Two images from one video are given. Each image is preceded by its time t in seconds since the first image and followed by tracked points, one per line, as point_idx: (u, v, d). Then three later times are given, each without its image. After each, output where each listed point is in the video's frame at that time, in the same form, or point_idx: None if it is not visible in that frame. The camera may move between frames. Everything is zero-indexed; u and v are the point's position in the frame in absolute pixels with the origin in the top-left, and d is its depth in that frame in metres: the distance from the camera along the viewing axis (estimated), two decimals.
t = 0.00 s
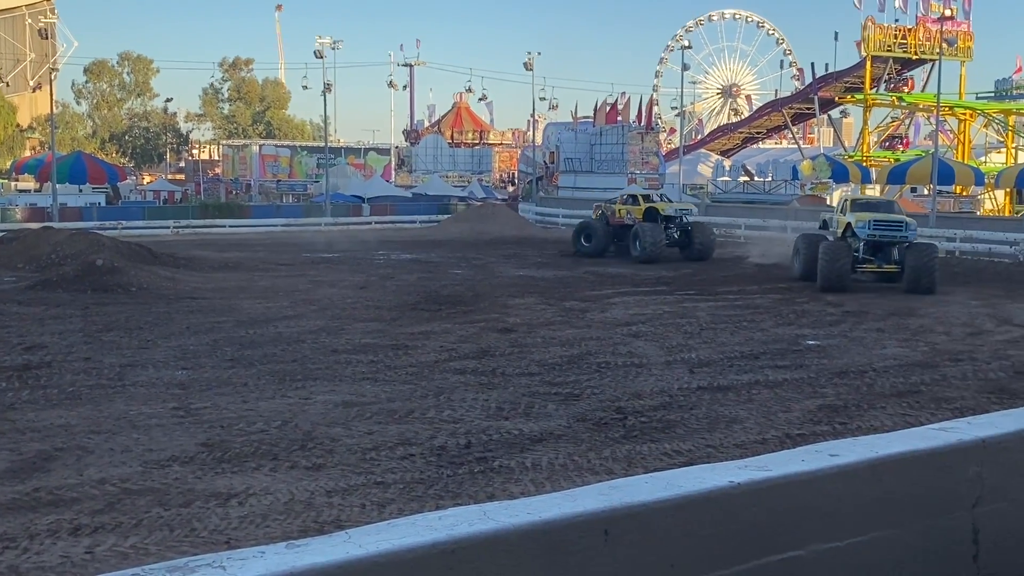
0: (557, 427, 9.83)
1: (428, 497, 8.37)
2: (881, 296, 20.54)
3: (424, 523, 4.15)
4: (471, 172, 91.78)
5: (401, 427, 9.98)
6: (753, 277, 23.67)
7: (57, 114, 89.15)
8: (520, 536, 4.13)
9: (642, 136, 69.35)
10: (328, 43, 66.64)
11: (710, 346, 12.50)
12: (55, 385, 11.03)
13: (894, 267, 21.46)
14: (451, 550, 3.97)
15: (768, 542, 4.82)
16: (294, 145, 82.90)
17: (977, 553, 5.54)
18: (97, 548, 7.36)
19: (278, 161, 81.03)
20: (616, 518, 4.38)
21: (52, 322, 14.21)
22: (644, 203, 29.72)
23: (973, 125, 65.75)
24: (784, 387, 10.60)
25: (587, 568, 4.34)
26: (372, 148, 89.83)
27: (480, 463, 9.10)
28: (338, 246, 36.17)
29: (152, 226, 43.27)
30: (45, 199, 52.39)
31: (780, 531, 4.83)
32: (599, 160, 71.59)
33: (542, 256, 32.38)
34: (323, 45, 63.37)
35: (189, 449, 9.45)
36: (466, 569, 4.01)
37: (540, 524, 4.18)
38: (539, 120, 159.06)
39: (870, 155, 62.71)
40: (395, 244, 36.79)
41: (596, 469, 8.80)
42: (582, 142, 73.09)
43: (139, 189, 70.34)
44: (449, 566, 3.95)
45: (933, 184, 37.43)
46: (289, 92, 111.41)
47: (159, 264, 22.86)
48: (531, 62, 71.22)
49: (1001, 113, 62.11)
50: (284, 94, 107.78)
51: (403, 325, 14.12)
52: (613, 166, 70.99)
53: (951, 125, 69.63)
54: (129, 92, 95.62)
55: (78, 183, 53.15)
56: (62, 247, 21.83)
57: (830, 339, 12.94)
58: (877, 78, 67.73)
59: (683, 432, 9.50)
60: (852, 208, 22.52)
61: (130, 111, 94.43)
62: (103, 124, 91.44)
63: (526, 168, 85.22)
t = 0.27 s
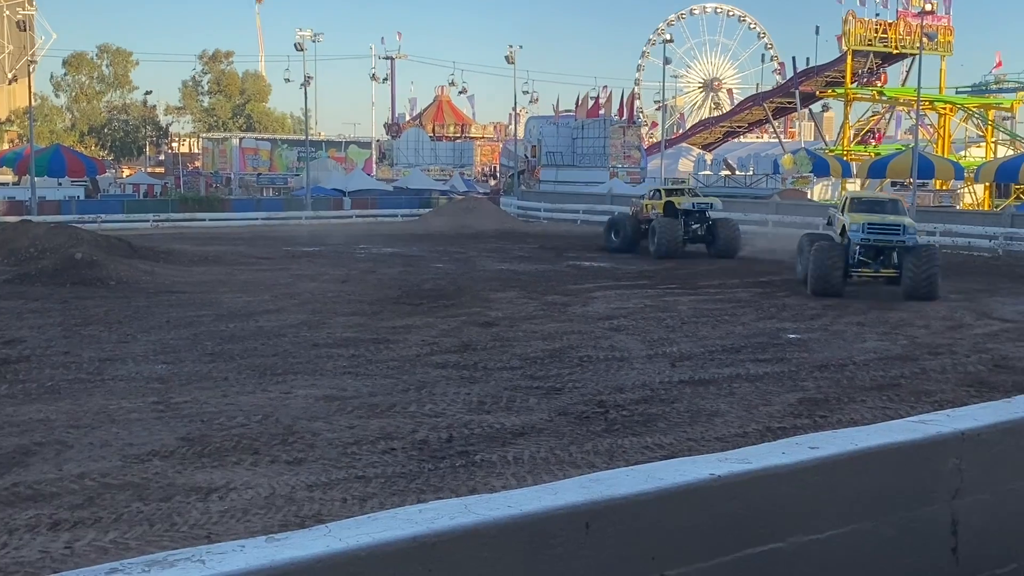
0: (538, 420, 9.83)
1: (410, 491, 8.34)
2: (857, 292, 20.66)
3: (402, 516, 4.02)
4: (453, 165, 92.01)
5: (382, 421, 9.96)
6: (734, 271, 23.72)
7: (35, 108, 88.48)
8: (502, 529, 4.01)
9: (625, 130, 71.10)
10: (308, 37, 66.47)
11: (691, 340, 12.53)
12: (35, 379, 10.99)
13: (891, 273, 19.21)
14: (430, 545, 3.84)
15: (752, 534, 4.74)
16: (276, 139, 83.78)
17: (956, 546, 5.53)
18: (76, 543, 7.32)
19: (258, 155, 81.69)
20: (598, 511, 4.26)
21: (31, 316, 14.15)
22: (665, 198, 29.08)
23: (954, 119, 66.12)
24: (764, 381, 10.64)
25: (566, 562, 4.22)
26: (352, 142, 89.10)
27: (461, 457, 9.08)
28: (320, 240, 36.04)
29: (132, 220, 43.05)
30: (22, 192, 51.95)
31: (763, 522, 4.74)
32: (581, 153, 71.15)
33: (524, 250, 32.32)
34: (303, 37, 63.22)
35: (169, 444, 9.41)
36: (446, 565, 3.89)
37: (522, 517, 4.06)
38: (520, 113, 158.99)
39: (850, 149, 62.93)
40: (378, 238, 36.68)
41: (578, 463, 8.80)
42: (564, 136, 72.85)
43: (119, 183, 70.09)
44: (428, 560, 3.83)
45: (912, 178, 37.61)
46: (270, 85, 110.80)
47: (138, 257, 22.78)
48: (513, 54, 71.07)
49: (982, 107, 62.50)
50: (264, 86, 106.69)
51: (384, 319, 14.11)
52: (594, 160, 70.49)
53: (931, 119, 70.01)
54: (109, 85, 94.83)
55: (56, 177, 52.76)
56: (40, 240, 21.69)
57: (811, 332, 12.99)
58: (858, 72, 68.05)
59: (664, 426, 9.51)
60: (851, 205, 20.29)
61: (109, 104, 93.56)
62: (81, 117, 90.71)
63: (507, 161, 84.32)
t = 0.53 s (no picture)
0: (524, 414, 9.84)
1: (396, 485, 8.34)
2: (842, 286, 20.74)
3: (386, 509, 3.96)
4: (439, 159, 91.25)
5: (368, 415, 9.95)
6: (719, 265, 23.76)
7: (20, 102, 87.99)
8: (488, 523, 3.94)
9: (611, 124, 72.59)
10: (294, 29, 66.33)
11: (677, 334, 12.56)
12: (20, 373, 10.96)
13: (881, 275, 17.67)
14: (416, 537, 3.78)
15: (737, 528, 4.70)
16: (260, 132, 82.78)
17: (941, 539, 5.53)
18: (61, 537, 7.30)
19: (243, 149, 81.14)
20: (583, 504, 4.20)
21: (13, 309, 14.10)
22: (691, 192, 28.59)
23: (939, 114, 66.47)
24: (749, 374, 10.67)
25: (554, 557, 4.15)
26: (338, 135, 88.73)
27: (447, 451, 9.08)
28: (306, 233, 35.93)
29: (115, 214, 42.66)
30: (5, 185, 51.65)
31: (749, 515, 4.70)
32: (568, 147, 71.75)
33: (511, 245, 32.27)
34: (289, 31, 63.37)
35: (154, 438, 9.39)
36: (432, 558, 3.83)
37: (510, 510, 4.00)
38: (506, 108, 158.79)
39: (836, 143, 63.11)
40: (364, 232, 36.63)
41: (564, 457, 8.81)
42: (550, 130, 73.61)
43: (102, 175, 69.68)
44: (414, 553, 3.77)
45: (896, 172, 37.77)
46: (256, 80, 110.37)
47: (122, 251, 22.72)
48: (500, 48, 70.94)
49: (966, 101, 62.87)
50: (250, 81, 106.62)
51: (370, 312, 14.11)
52: (581, 155, 70.90)
53: (916, 114, 70.36)
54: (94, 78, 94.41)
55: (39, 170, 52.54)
56: (22, 233, 21.56)
57: (796, 326, 13.04)
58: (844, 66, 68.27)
59: (650, 420, 9.53)
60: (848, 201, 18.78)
61: (93, 97, 93.02)
62: (66, 110, 90.21)
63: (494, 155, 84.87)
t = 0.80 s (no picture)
0: (515, 408, 9.85)
1: (387, 479, 8.34)
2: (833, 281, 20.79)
3: (379, 502, 3.95)
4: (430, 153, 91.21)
5: (359, 409, 9.96)
6: (710, 260, 23.77)
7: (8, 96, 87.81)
8: (480, 516, 3.94)
9: (601, 119, 72.67)
10: (285, 23, 66.26)
11: (667, 328, 12.57)
12: (10, 367, 10.95)
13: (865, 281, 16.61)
14: (408, 531, 3.78)
15: (728, 522, 4.69)
16: (251, 126, 82.95)
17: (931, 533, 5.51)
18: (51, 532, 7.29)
19: (234, 142, 81.19)
20: (574, 496, 4.20)
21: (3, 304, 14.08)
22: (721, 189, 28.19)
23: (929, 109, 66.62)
24: (740, 368, 10.69)
25: (544, 550, 4.14)
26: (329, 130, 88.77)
27: (439, 445, 9.09)
28: (297, 228, 35.95)
29: (105, 209, 42.50)
30: None
31: (738, 508, 4.70)
32: (558, 142, 71.11)
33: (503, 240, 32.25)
34: (278, 25, 63.37)
35: (144, 432, 9.38)
36: (422, 550, 3.83)
37: (501, 504, 4.00)
38: (498, 102, 158.56)
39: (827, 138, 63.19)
40: (356, 227, 36.61)
41: (554, 451, 8.82)
42: (541, 124, 72.80)
43: (92, 169, 69.60)
44: (405, 545, 3.77)
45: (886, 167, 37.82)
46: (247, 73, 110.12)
47: (113, 244, 22.72)
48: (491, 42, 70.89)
49: (956, 95, 63.08)
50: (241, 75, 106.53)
51: (361, 307, 14.11)
52: (571, 149, 70.80)
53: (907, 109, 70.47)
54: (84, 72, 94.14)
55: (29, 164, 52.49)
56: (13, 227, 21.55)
57: (786, 321, 13.06)
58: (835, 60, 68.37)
59: (640, 414, 9.54)
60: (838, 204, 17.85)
61: (83, 90, 92.84)
62: (55, 104, 90.03)
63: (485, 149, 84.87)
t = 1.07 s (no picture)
0: (512, 403, 9.86)
1: (384, 474, 8.34)
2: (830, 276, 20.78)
3: (378, 494, 3.96)
4: (427, 148, 90.72)
5: (356, 404, 9.97)
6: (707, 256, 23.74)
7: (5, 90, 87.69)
8: (479, 509, 3.95)
9: (598, 114, 71.19)
10: (282, 17, 66.21)
11: (665, 324, 12.56)
12: (8, 360, 10.95)
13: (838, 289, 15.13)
14: (407, 523, 3.79)
15: (724, 515, 4.68)
16: (247, 121, 82.23)
17: (927, 527, 5.50)
18: (48, 526, 7.30)
19: (230, 138, 80.77)
20: (571, 491, 4.20)
21: None
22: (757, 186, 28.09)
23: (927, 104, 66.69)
24: (737, 364, 10.70)
25: (543, 543, 4.15)
26: (326, 124, 88.48)
27: (435, 439, 9.10)
28: (294, 222, 35.92)
29: (103, 204, 42.37)
30: None
31: (735, 502, 4.69)
32: (555, 137, 70.98)
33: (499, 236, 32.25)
34: (275, 19, 63.52)
35: (142, 427, 9.39)
36: (421, 541, 3.83)
37: (499, 497, 4.01)
38: (495, 97, 158.38)
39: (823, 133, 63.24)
40: (352, 221, 36.61)
41: (551, 445, 8.82)
42: (538, 119, 72.26)
43: (90, 163, 69.55)
44: (404, 537, 3.77)
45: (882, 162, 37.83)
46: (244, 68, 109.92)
47: (110, 239, 22.71)
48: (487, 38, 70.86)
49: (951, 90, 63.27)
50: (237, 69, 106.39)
51: (359, 301, 14.11)
52: (568, 144, 70.69)
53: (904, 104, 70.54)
54: (80, 67, 93.98)
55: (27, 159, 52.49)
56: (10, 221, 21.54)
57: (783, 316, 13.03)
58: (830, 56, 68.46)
59: (637, 409, 9.55)
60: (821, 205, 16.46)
61: (80, 85, 92.76)
62: (52, 98, 89.87)
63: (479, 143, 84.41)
